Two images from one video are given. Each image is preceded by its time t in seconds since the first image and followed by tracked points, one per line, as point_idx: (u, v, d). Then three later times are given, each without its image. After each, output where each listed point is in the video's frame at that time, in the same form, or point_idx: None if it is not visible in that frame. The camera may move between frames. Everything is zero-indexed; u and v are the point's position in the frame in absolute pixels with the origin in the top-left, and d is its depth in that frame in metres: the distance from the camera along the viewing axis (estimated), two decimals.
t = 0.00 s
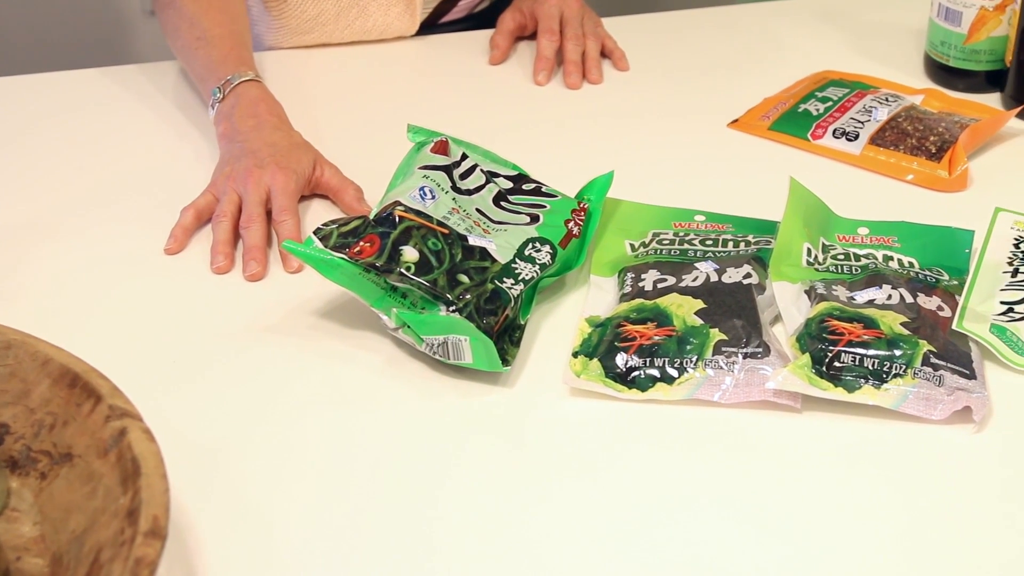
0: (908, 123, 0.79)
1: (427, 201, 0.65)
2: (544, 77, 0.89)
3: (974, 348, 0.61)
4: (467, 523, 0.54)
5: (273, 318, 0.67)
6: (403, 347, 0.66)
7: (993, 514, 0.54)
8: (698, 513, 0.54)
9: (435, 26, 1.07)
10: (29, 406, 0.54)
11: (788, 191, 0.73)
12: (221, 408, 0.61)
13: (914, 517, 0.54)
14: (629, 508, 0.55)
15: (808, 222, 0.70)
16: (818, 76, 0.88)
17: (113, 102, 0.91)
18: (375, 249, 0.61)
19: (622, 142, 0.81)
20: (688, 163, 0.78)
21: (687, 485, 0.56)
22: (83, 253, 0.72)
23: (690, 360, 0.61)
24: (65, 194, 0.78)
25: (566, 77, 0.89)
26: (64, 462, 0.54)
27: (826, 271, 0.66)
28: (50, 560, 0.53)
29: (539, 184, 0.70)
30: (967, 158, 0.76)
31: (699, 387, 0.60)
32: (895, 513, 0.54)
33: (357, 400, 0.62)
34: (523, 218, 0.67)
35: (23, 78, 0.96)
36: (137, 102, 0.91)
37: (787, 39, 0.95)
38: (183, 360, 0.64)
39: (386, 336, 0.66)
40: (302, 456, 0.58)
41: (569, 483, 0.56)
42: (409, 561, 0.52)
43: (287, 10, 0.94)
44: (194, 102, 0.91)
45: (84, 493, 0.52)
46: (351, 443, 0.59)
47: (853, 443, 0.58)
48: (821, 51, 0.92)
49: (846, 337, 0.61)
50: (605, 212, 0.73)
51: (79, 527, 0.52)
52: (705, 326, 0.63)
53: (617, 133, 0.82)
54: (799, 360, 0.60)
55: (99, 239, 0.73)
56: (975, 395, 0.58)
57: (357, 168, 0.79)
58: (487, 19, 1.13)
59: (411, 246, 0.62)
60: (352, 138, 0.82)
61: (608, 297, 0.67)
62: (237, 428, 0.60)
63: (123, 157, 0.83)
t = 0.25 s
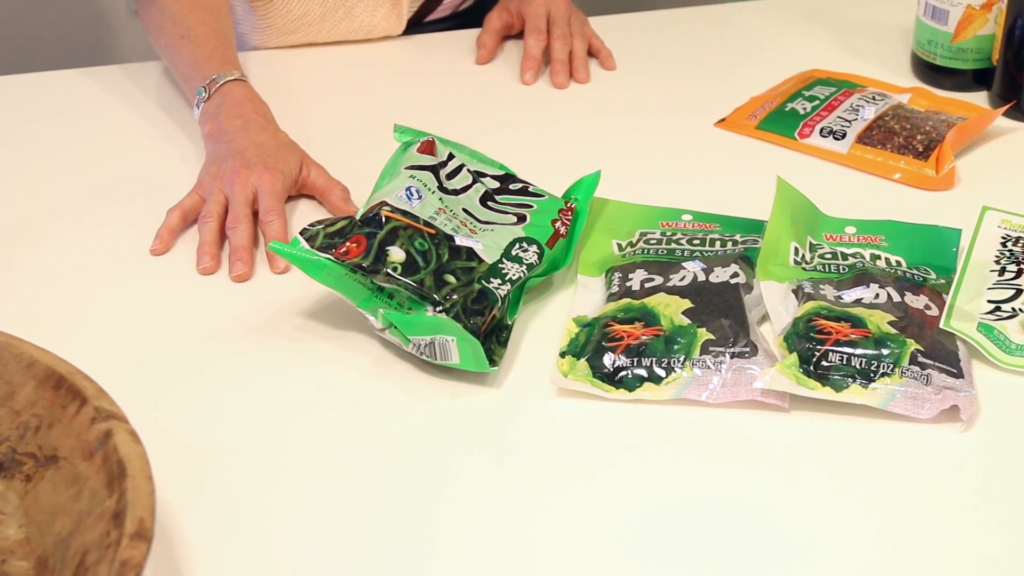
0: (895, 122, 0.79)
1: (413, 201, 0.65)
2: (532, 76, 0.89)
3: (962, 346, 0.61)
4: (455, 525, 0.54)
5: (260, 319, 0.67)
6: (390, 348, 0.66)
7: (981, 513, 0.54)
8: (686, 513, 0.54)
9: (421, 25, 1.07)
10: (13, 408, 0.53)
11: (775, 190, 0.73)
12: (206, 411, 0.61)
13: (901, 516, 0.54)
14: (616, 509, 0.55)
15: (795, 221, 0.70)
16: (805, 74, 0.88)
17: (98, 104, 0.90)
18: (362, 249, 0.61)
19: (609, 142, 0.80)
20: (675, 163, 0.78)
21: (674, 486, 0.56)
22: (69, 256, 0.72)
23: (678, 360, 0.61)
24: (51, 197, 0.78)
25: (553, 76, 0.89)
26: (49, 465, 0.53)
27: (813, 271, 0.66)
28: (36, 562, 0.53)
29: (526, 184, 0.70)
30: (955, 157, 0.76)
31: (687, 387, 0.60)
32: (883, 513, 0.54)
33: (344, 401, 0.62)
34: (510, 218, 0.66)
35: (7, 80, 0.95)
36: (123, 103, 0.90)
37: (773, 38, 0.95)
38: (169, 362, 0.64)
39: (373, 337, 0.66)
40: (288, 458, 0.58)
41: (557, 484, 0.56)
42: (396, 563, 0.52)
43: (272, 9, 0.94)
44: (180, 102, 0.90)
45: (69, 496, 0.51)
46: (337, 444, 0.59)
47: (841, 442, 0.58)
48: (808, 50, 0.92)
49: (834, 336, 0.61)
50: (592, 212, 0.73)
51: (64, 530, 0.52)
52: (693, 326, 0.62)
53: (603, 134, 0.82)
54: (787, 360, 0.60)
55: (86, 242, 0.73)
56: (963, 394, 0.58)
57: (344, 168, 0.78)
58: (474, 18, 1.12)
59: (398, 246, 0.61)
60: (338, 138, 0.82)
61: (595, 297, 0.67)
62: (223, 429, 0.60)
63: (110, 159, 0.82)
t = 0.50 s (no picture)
0: (883, 120, 0.79)
1: (400, 201, 0.64)
2: (519, 75, 0.89)
3: (950, 346, 0.61)
4: (441, 526, 0.54)
5: (246, 321, 0.67)
6: (376, 348, 0.65)
7: (969, 511, 0.54)
8: (675, 514, 0.54)
9: (407, 24, 1.06)
10: None
11: (763, 189, 0.73)
12: (191, 413, 0.61)
13: (890, 516, 0.54)
14: (605, 510, 0.54)
15: (783, 220, 0.69)
16: (792, 73, 0.87)
17: (84, 105, 0.90)
18: (349, 250, 0.61)
19: (595, 142, 0.80)
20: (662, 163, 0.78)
21: (663, 486, 0.56)
22: (54, 258, 0.71)
23: (666, 360, 0.61)
24: (37, 199, 0.77)
25: (540, 75, 0.89)
26: (34, 467, 0.52)
27: (801, 270, 0.66)
28: (21, 565, 0.53)
29: (514, 184, 0.70)
30: (942, 155, 0.76)
31: (675, 387, 0.60)
32: (872, 512, 0.54)
33: (330, 402, 0.61)
34: (497, 218, 0.66)
35: None
36: (108, 104, 0.90)
37: (761, 37, 0.95)
38: (155, 364, 0.63)
39: (360, 337, 0.66)
40: (275, 460, 0.58)
41: (545, 485, 0.56)
42: (383, 565, 0.52)
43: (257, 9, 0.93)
44: (167, 103, 0.90)
45: (54, 498, 0.51)
46: (324, 446, 0.59)
47: (830, 442, 0.58)
48: (796, 49, 0.92)
49: (822, 336, 0.61)
50: (579, 211, 0.73)
51: (49, 533, 0.51)
52: (681, 325, 0.62)
53: (589, 134, 0.82)
54: (775, 359, 0.60)
55: (71, 244, 0.73)
56: (951, 393, 0.58)
57: (331, 169, 0.78)
58: (461, 17, 1.12)
59: (385, 247, 0.61)
60: (325, 138, 0.82)
61: (582, 297, 0.66)
62: (209, 431, 0.59)
63: (95, 160, 0.82)
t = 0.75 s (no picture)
0: (870, 119, 0.79)
1: (387, 201, 0.64)
2: (505, 75, 0.89)
3: (937, 344, 0.61)
4: (428, 527, 0.54)
5: (232, 322, 0.66)
6: (362, 349, 0.65)
7: (958, 509, 0.54)
8: (664, 514, 0.54)
9: (393, 24, 1.06)
10: None
11: (750, 189, 0.73)
12: (176, 415, 0.60)
13: (880, 514, 0.53)
14: (594, 510, 0.54)
15: (770, 219, 0.69)
16: (779, 72, 0.87)
17: (70, 107, 0.89)
18: (335, 250, 0.61)
19: (582, 142, 0.80)
20: (648, 162, 0.78)
21: (651, 486, 0.55)
22: (40, 260, 0.71)
23: (653, 360, 0.61)
24: (22, 201, 0.77)
25: (526, 75, 0.89)
26: (18, 469, 0.52)
27: (787, 269, 0.66)
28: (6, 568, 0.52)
29: (500, 184, 0.70)
30: (929, 154, 0.76)
31: (662, 386, 0.60)
32: (861, 511, 0.54)
33: (316, 403, 0.61)
34: (484, 218, 0.66)
35: None
36: (94, 105, 0.89)
37: (748, 37, 0.95)
38: (141, 366, 0.63)
39: (347, 338, 0.66)
40: (260, 462, 0.57)
41: (531, 485, 0.56)
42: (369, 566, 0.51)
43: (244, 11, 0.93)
44: (153, 104, 0.90)
45: (39, 501, 0.50)
46: (311, 447, 0.58)
47: (817, 441, 0.58)
48: (783, 49, 0.92)
49: (808, 335, 0.61)
50: (566, 211, 0.73)
51: (34, 535, 0.50)
52: (668, 325, 0.62)
53: (576, 134, 0.82)
54: (762, 358, 0.60)
55: (57, 246, 0.72)
56: (938, 392, 0.58)
57: (318, 169, 0.78)
58: (447, 17, 1.12)
59: (371, 247, 0.61)
60: (312, 139, 0.82)
61: (569, 296, 0.66)
62: (195, 433, 0.59)
63: (81, 162, 0.82)
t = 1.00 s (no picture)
0: (851, 118, 0.79)
1: (367, 201, 0.64)
2: (486, 75, 0.89)
3: (918, 343, 0.61)
4: (410, 528, 0.53)
5: (213, 323, 0.66)
6: (344, 350, 0.65)
7: (939, 505, 0.54)
8: (645, 513, 0.54)
9: (374, 24, 1.06)
10: None
11: (731, 188, 0.73)
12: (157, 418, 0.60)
13: (861, 512, 0.53)
14: (576, 509, 0.54)
15: (751, 218, 0.69)
16: (760, 71, 0.88)
17: (50, 109, 0.89)
18: (315, 251, 0.60)
19: (564, 142, 0.80)
20: (630, 163, 0.78)
21: (633, 485, 0.55)
22: (21, 264, 0.71)
23: (635, 359, 0.61)
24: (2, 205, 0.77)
25: (508, 74, 0.89)
26: None
27: (769, 268, 0.66)
28: None
29: (481, 184, 0.70)
30: (910, 153, 0.77)
31: (644, 386, 0.60)
32: (842, 509, 0.54)
33: (296, 404, 0.61)
34: (465, 218, 0.66)
35: None
36: (74, 107, 0.89)
37: (730, 36, 0.95)
38: (121, 369, 0.63)
39: (328, 339, 0.66)
40: (241, 464, 0.57)
41: (513, 485, 0.56)
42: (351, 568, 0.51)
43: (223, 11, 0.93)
44: (134, 105, 0.89)
45: (18, 504, 0.49)
46: (291, 449, 0.58)
47: (798, 440, 0.58)
48: (765, 48, 0.92)
49: (790, 334, 0.61)
50: (548, 210, 0.73)
51: (13, 539, 0.49)
52: (650, 325, 0.62)
53: (558, 134, 0.82)
54: (743, 358, 0.60)
55: (38, 250, 0.72)
56: (919, 390, 0.58)
57: (300, 170, 0.78)
58: (429, 17, 1.12)
59: (352, 247, 0.61)
60: (294, 139, 0.82)
61: (550, 296, 0.66)
62: (175, 435, 0.59)
63: (62, 164, 0.81)
